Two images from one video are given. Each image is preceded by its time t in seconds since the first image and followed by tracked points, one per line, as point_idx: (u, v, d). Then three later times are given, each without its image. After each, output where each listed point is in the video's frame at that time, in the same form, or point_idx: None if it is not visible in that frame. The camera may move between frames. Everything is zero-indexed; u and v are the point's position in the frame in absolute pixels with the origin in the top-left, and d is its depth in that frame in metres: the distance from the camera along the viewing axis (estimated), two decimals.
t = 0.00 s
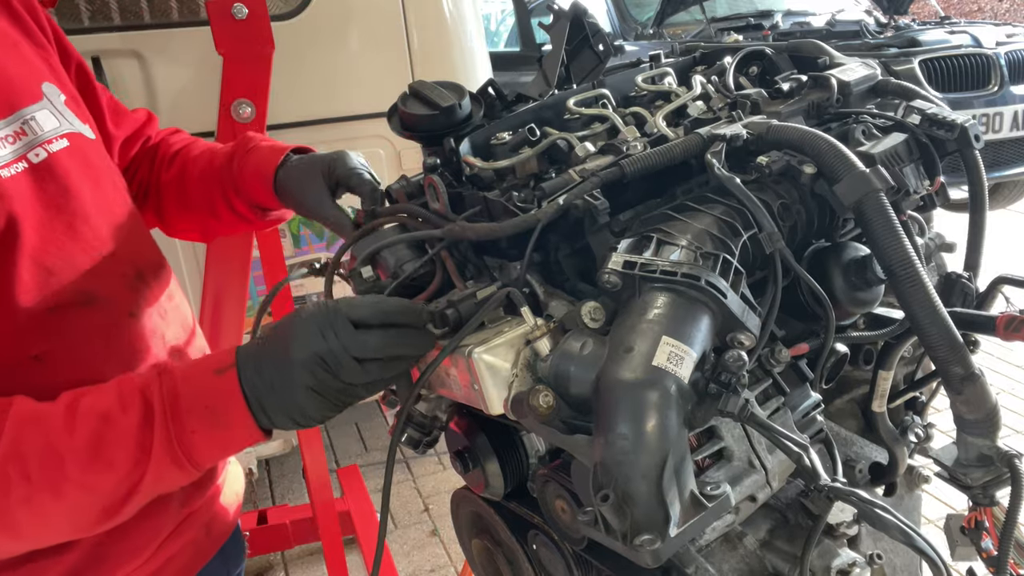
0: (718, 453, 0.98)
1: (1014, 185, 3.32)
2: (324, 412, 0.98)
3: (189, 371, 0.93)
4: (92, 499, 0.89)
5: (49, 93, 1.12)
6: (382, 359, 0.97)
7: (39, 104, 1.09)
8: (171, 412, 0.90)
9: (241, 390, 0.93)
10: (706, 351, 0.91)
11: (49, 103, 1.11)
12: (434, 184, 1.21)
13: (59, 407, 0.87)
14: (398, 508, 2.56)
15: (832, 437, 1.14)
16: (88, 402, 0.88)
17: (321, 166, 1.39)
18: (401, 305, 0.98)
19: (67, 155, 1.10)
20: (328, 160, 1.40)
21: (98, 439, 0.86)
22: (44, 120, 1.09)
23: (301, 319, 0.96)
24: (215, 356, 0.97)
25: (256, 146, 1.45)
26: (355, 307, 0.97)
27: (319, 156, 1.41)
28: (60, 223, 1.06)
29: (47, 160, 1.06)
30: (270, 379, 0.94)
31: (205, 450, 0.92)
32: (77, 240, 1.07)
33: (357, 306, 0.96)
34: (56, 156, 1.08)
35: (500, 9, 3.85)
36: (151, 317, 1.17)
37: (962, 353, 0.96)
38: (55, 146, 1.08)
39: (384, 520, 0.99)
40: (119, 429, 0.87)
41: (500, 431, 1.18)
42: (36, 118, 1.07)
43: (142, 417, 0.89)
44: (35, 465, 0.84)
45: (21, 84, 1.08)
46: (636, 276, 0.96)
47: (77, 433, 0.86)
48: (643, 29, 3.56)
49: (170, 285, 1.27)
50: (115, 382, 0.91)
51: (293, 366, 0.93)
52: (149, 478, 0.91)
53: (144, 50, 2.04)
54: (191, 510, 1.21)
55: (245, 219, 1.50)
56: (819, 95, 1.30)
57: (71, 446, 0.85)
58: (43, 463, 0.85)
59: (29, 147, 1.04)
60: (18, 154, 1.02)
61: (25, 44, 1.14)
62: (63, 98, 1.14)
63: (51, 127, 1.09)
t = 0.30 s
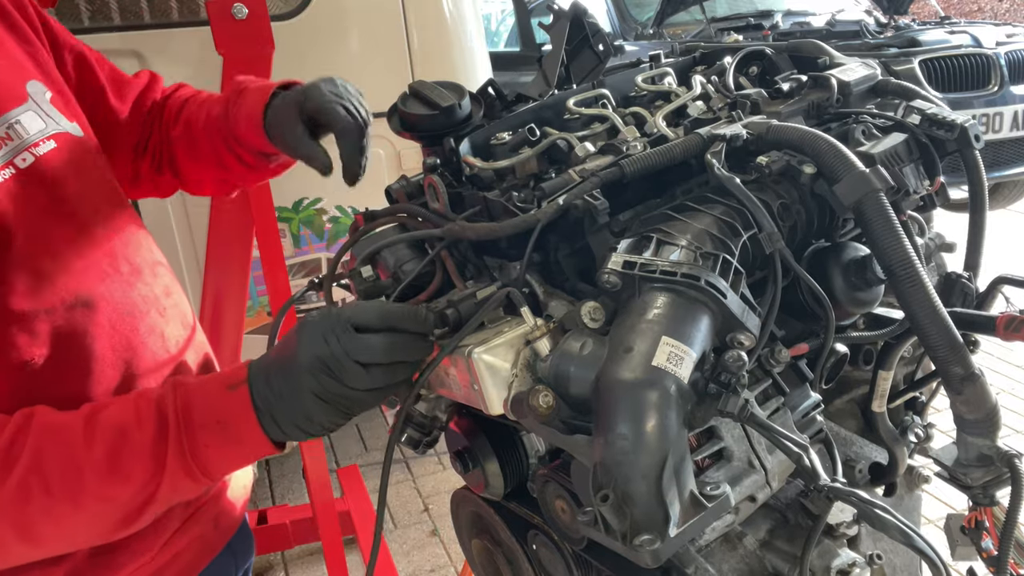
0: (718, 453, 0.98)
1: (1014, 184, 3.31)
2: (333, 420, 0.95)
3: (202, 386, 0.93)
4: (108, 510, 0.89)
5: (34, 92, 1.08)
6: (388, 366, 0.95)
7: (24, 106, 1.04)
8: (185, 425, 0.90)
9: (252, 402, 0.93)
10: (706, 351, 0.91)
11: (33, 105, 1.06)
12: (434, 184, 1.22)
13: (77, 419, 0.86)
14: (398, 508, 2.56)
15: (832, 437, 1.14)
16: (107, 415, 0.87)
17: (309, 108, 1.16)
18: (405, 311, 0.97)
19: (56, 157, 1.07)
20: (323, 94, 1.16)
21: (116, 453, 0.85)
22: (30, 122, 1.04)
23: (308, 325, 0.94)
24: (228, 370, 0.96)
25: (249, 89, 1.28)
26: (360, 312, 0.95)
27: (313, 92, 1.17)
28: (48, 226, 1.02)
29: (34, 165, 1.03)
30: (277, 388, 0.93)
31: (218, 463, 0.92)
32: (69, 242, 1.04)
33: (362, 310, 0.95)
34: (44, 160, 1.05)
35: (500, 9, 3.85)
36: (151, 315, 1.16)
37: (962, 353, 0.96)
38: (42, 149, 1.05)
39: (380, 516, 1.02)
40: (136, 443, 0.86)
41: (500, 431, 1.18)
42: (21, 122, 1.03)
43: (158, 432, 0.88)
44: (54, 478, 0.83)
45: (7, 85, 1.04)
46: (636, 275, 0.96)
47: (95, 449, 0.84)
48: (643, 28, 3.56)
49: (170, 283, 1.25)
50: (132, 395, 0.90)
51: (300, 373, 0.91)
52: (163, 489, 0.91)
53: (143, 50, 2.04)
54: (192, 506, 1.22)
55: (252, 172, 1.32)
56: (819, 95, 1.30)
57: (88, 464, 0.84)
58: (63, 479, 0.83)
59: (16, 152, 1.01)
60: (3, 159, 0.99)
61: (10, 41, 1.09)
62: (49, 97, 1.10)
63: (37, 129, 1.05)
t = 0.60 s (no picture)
0: (718, 453, 0.98)
1: (1014, 184, 3.31)
2: (343, 429, 0.98)
3: (214, 402, 0.96)
4: (119, 517, 0.91)
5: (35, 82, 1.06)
6: (392, 367, 0.95)
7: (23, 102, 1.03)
8: (197, 438, 0.93)
9: (262, 415, 0.96)
10: (705, 351, 0.91)
11: (32, 100, 1.05)
12: (434, 184, 1.21)
13: (93, 427, 0.88)
14: (398, 507, 2.56)
15: (832, 437, 1.14)
16: (123, 424, 0.89)
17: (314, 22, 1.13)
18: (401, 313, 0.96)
19: (56, 154, 1.07)
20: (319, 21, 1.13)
21: (130, 463, 0.88)
22: (29, 118, 1.04)
23: (306, 338, 0.95)
24: (240, 385, 0.99)
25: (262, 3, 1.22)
26: (356, 319, 0.95)
27: (307, 20, 1.14)
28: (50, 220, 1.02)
29: (33, 164, 1.03)
30: (283, 402, 0.95)
31: (228, 474, 0.94)
32: (70, 238, 1.04)
33: (357, 318, 0.94)
34: (44, 156, 1.05)
35: (500, 9, 3.85)
36: (149, 312, 1.16)
37: (961, 353, 0.96)
38: (42, 147, 1.05)
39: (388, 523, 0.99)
40: (151, 453, 0.89)
41: (499, 431, 1.19)
42: (20, 118, 1.02)
43: (171, 443, 0.91)
44: (69, 486, 0.85)
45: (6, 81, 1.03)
46: (636, 275, 0.96)
47: (110, 459, 0.87)
48: (643, 28, 3.56)
49: (171, 281, 1.25)
50: (148, 406, 0.93)
51: (303, 386, 0.93)
52: (173, 499, 0.93)
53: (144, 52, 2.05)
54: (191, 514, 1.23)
55: (288, 85, 1.28)
56: (819, 95, 1.30)
57: (104, 473, 0.86)
58: (78, 486, 0.86)
59: (16, 150, 1.01)
60: (5, 160, 0.99)
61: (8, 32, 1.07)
62: (48, 89, 1.08)
63: (36, 125, 1.05)
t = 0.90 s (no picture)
0: (718, 454, 0.98)
1: (1014, 184, 3.31)
2: (345, 437, 0.99)
3: (211, 410, 0.97)
4: (112, 524, 0.91)
5: (47, 78, 1.05)
6: (389, 376, 0.96)
7: (36, 99, 1.03)
8: (192, 446, 0.94)
9: (259, 425, 0.97)
10: (706, 351, 0.91)
11: (47, 97, 1.04)
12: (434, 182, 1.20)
13: (88, 435, 0.89)
14: (398, 507, 2.56)
15: (832, 437, 1.14)
16: (116, 431, 0.91)
17: (416, 67, 1.05)
18: (398, 322, 0.98)
19: (71, 152, 1.06)
20: (433, 102, 0.99)
21: (124, 470, 0.89)
22: (42, 116, 1.03)
23: (304, 350, 0.97)
24: (238, 393, 1.01)
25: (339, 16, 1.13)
26: (352, 331, 0.96)
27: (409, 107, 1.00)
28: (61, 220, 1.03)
29: (43, 166, 1.02)
30: (282, 413, 0.97)
31: (222, 484, 0.95)
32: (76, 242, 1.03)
33: (354, 330, 0.95)
34: (57, 155, 1.04)
35: (500, 9, 3.85)
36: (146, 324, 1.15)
37: (962, 353, 0.96)
38: (55, 146, 1.04)
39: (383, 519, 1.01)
40: (144, 461, 0.90)
41: (499, 431, 1.19)
42: (33, 116, 1.02)
43: (165, 451, 0.92)
44: (63, 493, 0.86)
45: (21, 77, 1.02)
46: (636, 275, 0.96)
47: (104, 467, 0.87)
48: (643, 28, 3.56)
49: (171, 288, 1.23)
50: (142, 412, 0.94)
51: (302, 398, 0.94)
52: (166, 507, 0.94)
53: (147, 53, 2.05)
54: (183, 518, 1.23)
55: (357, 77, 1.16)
56: (819, 95, 1.30)
57: (97, 481, 0.87)
58: (72, 494, 0.86)
59: (27, 151, 1.01)
60: (16, 163, 0.99)
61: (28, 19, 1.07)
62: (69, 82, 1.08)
63: (50, 122, 1.04)
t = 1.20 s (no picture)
0: (718, 454, 0.98)
1: (1014, 184, 3.31)
2: (351, 440, 1.00)
3: (217, 405, 0.98)
4: (117, 518, 0.93)
5: (71, 78, 1.06)
6: (400, 381, 0.98)
7: (58, 103, 1.03)
8: (197, 441, 0.95)
9: (267, 420, 0.98)
10: (706, 351, 0.91)
11: (67, 99, 1.05)
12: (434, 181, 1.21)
13: (92, 429, 0.91)
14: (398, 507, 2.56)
15: (832, 437, 1.14)
16: (121, 424, 0.92)
17: (437, 141, 1.09)
18: (410, 324, 0.99)
19: (88, 157, 1.07)
20: (451, 193, 1.04)
21: (128, 463, 0.90)
22: (62, 120, 1.03)
23: (318, 354, 0.97)
24: (243, 386, 1.01)
25: (370, 68, 1.16)
26: (369, 334, 0.98)
27: (428, 196, 1.06)
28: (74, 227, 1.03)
29: (60, 171, 1.03)
30: (293, 413, 0.98)
31: (229, 478, 0.96)
32: (89, 249, 1.03)
33: (371, 333, 0.97)
34: (73, 161, 1.04)
35: (500, 9, 3.85)
36: (148, 337, 1.13)
37: (962, 353, 0.96)
38: (73, 150, 1.05)
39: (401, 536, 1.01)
40: (148, 454, 0.91)
41: (499, 431, 1.19)
42: (51, 121, 1.02)
43: (170, 445, 0.93)
44: (67, 485, 0.87)
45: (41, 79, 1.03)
46: (636, 275, 0.96)
47: (109, 460, 0.89)
48: (643, 28, 3.56)
49: (178, 297, 1.23)
50: (148, 406, 0.95)
51: (316, 397, 0.95)
52: (171, 502, 0.95)
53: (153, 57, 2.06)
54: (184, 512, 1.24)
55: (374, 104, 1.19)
56: (819, 95, 1.30)
57: (101, 474, 0.89)
58: (77, 486, 0.88)
59: (44, 157, 1.01)
60: (35, 166, 1.00)
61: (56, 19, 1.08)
62: (94, 83, 1.10)
63: (68, 127, 1.05)
